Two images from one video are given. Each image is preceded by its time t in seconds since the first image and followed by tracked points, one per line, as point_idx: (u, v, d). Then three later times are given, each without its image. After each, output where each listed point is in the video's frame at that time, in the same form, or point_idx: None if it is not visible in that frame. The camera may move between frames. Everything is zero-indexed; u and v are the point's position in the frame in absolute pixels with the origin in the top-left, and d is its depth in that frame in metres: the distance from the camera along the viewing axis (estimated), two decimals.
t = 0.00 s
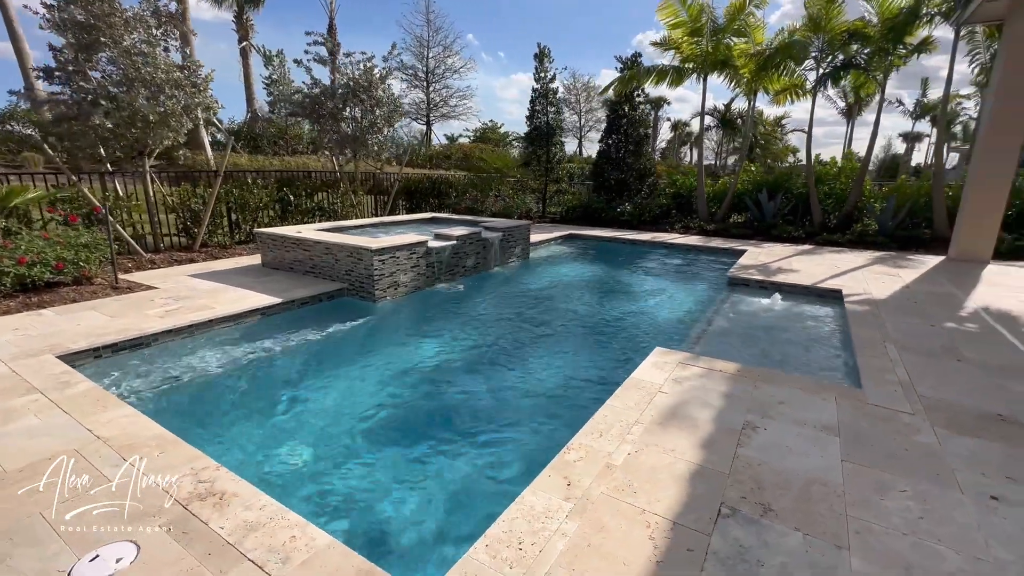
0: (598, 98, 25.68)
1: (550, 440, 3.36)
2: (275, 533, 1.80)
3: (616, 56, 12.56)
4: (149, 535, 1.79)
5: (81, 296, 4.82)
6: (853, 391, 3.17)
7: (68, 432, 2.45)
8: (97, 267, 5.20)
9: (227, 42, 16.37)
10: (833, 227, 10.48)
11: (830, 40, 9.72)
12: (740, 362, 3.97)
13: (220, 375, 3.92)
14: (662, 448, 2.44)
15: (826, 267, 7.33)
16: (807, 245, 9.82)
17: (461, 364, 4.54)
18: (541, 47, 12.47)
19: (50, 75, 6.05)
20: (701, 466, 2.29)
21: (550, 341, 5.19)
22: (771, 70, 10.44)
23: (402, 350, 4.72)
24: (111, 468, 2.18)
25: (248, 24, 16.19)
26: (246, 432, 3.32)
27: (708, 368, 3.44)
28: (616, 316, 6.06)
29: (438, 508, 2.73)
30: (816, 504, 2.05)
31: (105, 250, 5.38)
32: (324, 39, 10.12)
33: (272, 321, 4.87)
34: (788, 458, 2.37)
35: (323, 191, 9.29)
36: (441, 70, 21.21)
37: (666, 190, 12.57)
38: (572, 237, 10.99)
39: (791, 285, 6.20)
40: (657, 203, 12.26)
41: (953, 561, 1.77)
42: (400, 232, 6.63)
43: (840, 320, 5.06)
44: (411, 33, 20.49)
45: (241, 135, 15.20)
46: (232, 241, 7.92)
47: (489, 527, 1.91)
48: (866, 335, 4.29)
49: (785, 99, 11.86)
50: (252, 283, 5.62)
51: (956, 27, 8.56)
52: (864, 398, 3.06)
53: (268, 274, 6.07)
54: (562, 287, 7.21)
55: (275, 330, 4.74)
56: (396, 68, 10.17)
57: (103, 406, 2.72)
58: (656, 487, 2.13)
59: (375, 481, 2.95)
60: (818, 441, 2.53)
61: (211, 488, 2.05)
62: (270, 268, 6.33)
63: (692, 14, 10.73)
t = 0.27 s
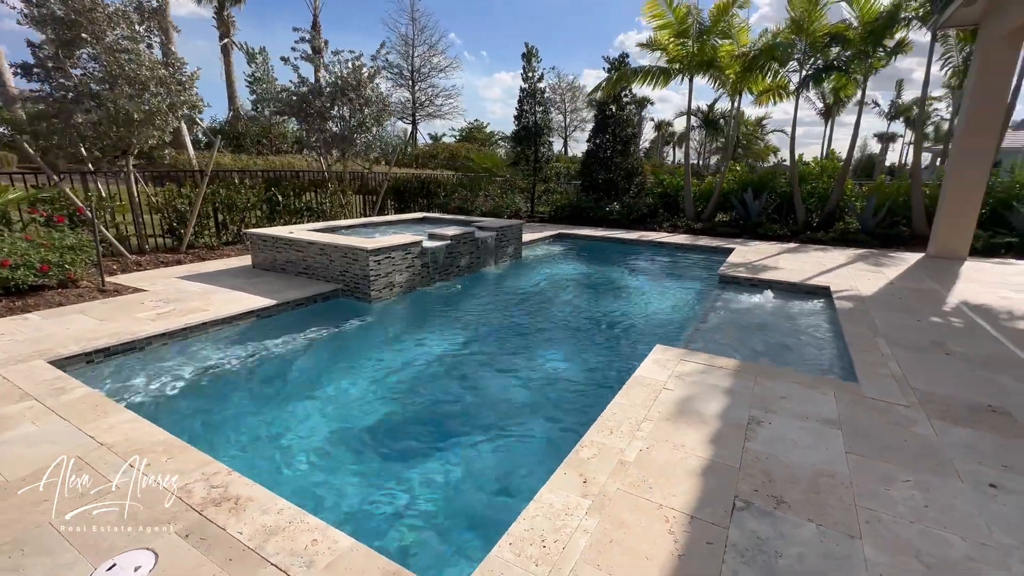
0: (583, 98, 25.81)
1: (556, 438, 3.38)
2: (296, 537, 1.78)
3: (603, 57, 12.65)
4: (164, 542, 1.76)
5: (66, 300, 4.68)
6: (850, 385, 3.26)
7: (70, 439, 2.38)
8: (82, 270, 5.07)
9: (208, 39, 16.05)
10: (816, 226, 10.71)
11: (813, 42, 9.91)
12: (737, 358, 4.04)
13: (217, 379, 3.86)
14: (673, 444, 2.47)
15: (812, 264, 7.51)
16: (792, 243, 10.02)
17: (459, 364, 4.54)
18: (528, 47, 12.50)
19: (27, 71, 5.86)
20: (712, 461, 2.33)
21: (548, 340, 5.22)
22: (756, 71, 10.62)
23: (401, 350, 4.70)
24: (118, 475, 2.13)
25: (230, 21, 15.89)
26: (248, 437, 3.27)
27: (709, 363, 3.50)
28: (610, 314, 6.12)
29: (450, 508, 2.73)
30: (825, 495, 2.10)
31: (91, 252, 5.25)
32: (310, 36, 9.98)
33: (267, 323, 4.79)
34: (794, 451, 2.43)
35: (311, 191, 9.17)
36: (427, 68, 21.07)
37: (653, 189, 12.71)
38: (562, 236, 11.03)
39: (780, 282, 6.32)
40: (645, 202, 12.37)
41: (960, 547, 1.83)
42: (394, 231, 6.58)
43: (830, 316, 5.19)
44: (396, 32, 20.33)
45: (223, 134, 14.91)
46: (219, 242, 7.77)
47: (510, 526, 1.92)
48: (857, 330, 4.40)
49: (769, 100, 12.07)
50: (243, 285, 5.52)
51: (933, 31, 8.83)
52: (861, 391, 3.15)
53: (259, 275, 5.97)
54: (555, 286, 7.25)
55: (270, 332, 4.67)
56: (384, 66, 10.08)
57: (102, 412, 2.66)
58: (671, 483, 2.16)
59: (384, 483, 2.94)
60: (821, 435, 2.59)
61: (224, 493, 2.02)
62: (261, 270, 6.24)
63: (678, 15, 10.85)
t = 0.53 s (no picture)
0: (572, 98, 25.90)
1: (560, 439, 3.39)
2: (315, 544, 1.77)
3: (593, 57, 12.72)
4: (179, 553, 1.73)
5: (54, 304, 4.57)
6: (849, 382, 3.32)
7: (72, 449, 2.32)
8: (69, 273, 4.96)
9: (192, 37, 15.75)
10: (803, 225, 10.89)
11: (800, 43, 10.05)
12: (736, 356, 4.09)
13: (216, 383, 3.80)
14: (682, 444, 2.50)
15: (801, 263, 7.64)
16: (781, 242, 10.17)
17: (459, 365, 4.52)
18: (518, 47, 12.52)
19: (8, 70, 5.71)
20: (722, 459, 2.36)
21: (545, 340, 5.25)
22: (744, 73, 10.77)
23: (400, 352, 4.68)
24: (124, 484, 2.08)
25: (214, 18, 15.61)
26: (250, 442, 3.22)
27: (710, 362, 3.54)
28: (606, 314, 6.17)
29: (460, 510, 2.73)
30: (835, 492, 2.15)
31: (78, 255, 5.13)
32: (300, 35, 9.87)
33: (263, 326, 4.73)
34: (801, 449, 2.47)
35: (301, 192, 9.05)
36: (415, 68, 20.95)
37: (643, 189, 12.80)
38: (554, 236, 11.06)
39: (772, 281, 6.42)
40: (635, 202, 12.46)
41: (968, 540, 1.88)
42: (388, 233, 6.54)
43: (822, 314, 5.28)
44: (384, 30, 20.18)
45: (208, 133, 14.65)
46: (207, 244, 7.64)
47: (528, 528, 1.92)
48: (850, 328, 4.49)
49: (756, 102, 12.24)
50: (236, 288, 5.43)
51: (914, 34, 9.05)
52: (859, 388, 3.22)
53: (251, 278, 5.89)
54: (549, 286, 7.28)
55: (266, 336, 4.60)
56: (375, 66, 10.00)
57: (104, 419, 2.60)
58: (685, 482, 2.18)
59: (391, 487, 2.92)
60: (825, 432, 2.64)
61: (237, 501, 1.99)
62: (253, 272, 6.15)
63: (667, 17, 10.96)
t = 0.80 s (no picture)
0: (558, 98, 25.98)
1: (566, 440, 3.41)
2: (339, 553, 1.75)
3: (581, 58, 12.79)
4: (198, 565, 1.69)
5: (40, 310, 4.43)
6: (846, 380, 3.40)
7: (76, 460, 2.26)
8: (54, 278, 4.82)
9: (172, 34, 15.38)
10: (788, 224, 11.10)
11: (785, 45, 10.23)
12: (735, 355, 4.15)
13: (214, 389, 3.73)
14: (692, 443, 2.53)
15: (789, 262, 7.79)
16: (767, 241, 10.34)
17: (459, 367, 4.52)
18: (506, 48, 12.54)
19: None
20: (733, 458, 2.40)
21: (543, 340, 5.28)
22: (729, 75, 10.94)
23: (399, 354, 4.66)
24: (134, 496, 2.03)
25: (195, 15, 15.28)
26: (254, 449, 3.18)
27: (711, 361, 3.58)
28: (600, 314, 6.23)
29: (474, 509, 2.76)
30: (845, 488, 2.20)
31: (63, 259, 4.99)
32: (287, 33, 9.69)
33: (258, 330, 4.65)
34: (808, 446, 2.52)
35: (289, 193, 8.92)
36: (400, 67, 20.79)
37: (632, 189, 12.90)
38: (544, 236, 11.08)
39: (763, 280, 6.53)
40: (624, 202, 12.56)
41: (976, 533, 1.95)
42: (382, 234, 6.48)
43: (814, 312, 5.39)
44: (368, 29, 19.97)
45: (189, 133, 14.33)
46: (194, 246, 7.48)
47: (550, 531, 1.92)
48: (843, 326, 4.59)
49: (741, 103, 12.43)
50: (228, 291, 5.33)
51: (894, 38, 9.31)
52: (857, 386, 3.29)
53: (243, 281, 5.79)
54: (542, 287, 7.30)
55: (263, 340, 4.53)
56: (363, 65, 9.90)
57: (106, 430, 2.53)
58: (700, 482, 2.21)
59: (401, 491, 2.90)
60: (830, 429, 2.70)
61: (253, 512, 1.95)
62: (244, 275, 6.04)
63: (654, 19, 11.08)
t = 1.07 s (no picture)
0: (546, 98, 26.03)
1: (572, 439, 3.42)
2: (360, 558, 1.74)
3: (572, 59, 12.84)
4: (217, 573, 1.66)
5: (28, 314, 4.31)
6: (845, 377, 3.47)
7: (80, 469, 2.21)
8: (42, 281, 4.70)
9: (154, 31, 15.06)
10: (776, 224, 11.27)
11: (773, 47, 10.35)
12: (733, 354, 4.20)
13: (214, 392, 3.67)
14: (702, 441, 2.56)
15: (779, 261, 7.91)
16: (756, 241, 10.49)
17: (459, 368, 4.51)
18: (496, 48, 12.58)
19: None
20: (744, 455, 2.43)
21: (541, 339, 5.31)
22: (718, 76, 11.06)
23: (399, 355, 4.66)
24: (144, 504, 2.00)
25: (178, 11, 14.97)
26: (259, 453, 3.14)
27: (712, 360, 3.63)
28: (596, 313, 6.28)
29: (487, 507, 2.78)
30: (853, 483, 2.24)
31: (51, 262, 4.87)
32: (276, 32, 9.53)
33: (255, 333, 4.59)
34: (814, 443, 2.57)
35: (279, 193, 8.80)
36: (389, 66, 20.62)
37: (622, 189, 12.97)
38: (537, 237, 11.10)
39: (756, 279, 6.63)
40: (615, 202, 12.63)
41: (982, 525, 2.00)
42: (378, 235, 6.44)
43: (807, 311, 5.49)
44: (356, 27, 19.78)
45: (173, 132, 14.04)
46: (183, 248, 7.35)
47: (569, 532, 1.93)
48: (837, 324, 4.68)
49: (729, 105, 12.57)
50: (223, 293, 5.25)
51: (878, 42, 9.50)
52: (856, 382, 3.36)
53: (237, 283, 5.70)
54: (537, 287, 7.33)
55: (260, 343, 4.46)
56: (354, 65, 9.81)
57: (109, 436, 2.48)
58: (713, 479, 2.24)
59: (410, 493, 2.89)
60: (833, 425, 2.75)
61: (268, 517, 1.93)
62: (238, 277, 5.96)
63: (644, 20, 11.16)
